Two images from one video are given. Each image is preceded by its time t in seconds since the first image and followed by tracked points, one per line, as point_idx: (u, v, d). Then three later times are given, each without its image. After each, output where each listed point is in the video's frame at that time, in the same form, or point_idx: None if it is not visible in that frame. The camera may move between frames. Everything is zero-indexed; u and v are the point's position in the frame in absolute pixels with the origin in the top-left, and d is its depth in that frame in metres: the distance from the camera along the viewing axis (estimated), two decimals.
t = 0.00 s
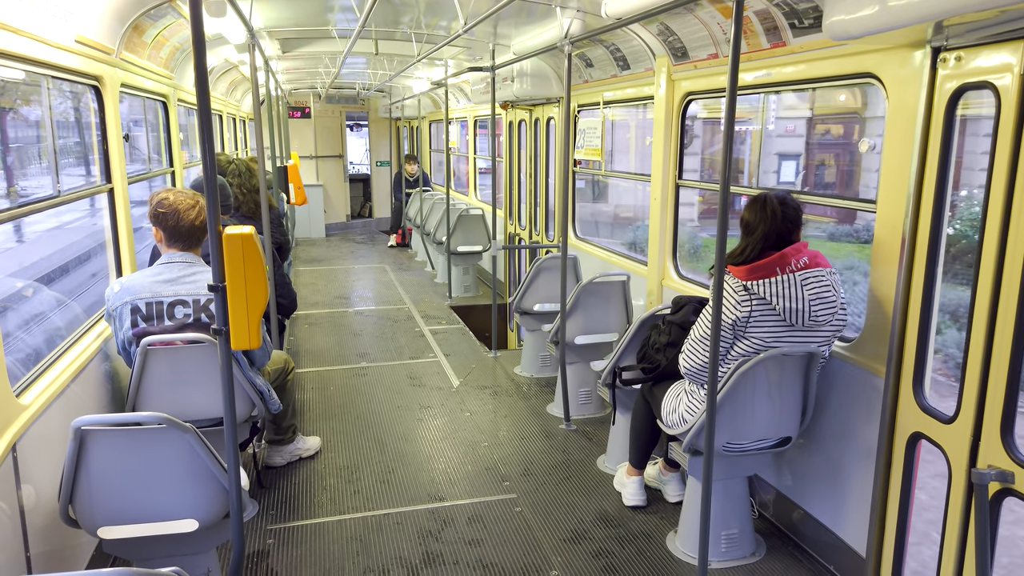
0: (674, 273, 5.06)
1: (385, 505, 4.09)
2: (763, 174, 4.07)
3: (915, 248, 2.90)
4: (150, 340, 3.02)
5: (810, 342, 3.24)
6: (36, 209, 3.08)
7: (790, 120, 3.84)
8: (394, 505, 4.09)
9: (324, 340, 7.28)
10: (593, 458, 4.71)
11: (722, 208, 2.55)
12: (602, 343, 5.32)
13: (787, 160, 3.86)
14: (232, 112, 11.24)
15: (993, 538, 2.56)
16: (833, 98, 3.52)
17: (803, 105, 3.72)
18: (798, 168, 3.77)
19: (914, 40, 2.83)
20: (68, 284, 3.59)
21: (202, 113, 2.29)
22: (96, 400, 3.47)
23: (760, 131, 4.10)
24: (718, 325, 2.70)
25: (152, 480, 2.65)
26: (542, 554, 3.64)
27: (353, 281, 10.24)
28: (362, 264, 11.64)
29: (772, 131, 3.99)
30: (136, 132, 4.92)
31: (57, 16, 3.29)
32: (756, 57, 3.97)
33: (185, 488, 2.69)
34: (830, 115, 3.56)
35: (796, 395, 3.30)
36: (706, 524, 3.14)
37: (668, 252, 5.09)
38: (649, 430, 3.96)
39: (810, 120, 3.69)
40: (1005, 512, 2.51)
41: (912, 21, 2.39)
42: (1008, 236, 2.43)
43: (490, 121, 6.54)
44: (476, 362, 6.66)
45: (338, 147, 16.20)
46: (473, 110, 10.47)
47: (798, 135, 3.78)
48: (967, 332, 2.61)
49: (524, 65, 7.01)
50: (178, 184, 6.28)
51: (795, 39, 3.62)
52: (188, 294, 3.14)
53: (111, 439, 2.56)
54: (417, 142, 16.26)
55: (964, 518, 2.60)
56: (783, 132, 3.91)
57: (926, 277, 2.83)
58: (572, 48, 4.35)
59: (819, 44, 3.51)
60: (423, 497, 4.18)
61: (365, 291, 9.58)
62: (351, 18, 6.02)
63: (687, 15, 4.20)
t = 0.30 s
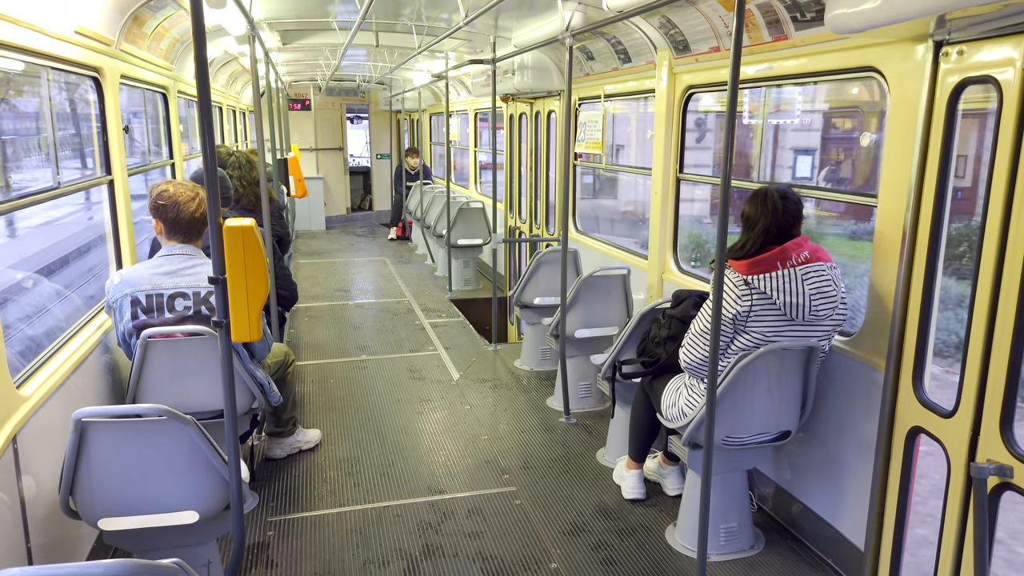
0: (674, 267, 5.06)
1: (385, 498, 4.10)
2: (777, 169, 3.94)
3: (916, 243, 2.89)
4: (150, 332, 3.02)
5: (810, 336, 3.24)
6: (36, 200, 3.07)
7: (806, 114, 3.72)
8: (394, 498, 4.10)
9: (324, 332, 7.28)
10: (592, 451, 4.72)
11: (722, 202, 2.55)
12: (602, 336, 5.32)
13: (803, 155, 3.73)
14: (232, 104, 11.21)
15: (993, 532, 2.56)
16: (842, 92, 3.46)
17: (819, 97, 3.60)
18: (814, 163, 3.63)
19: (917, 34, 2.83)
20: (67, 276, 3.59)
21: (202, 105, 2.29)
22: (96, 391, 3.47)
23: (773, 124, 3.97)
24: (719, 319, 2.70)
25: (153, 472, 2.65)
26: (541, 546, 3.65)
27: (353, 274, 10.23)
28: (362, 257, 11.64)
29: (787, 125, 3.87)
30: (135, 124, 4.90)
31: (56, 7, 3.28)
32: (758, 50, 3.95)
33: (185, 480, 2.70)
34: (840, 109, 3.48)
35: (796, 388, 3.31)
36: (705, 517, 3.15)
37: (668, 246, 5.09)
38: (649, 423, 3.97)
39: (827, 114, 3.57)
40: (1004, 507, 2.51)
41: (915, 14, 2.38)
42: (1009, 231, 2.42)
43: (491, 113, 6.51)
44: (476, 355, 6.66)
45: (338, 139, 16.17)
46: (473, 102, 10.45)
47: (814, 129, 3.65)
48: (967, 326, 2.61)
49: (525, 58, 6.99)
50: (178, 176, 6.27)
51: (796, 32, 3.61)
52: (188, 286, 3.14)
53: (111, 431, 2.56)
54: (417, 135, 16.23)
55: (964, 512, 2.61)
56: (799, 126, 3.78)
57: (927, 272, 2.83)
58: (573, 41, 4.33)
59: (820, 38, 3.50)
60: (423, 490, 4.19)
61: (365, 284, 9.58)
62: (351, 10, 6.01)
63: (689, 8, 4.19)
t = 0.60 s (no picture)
0: (675, 260, 5.05)
1: (385, 490, 4.11)
2: (795, 164, 3.79)
3: (917, 237, 2.89)
4: (151, 325, 3.02)
5: (811, 329, 3.24)
6: (36, 193, 3.07)
7: (813, 108, 3.66)
8: (394, 490, 4.11)
9: (324, 325, 7.28)
10: (592, 444, 4.73)
11: (723, 195, 2.54)
12: (602, 330, 5.33)
13: (821, 150, 3.58)
14: (232, 96, 11.19)
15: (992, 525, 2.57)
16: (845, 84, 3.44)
17: (839, 90, 3.46)
18: (834, 158, 3.50)
19: (919, 27, 2.82)
20: (67, 268, 3.59)
21: (202, 97, 2.28)
22: (96, 384, 3.48)
23: (790, 118, 3.84)
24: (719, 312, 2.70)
25: (154, 464, 2.66)
26: (541, 538, 3.67)
27: (353, 267, 10.22)
28: (362, 250, 11.63)
29: (805, 119, 3.72)
30: (135, 117, 4.89)
31: None
32: (759, 43, 3.94)
33: (186, 472, 2.70)
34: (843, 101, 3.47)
35: (796, 382, 3.31)
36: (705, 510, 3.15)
37: (669, 239, 5.08)
38: (649, 416, 3.97)
39: (845, 107, 3.44)
40: (1003, 500, 2.52)
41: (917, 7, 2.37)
42: (1010, 225, 2.42)
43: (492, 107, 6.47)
44: (476, 348, 6.66)
45: (338, 132, 16.14)
46: (473, 95, 10.42)
47: (828, 123, 3.55)
48: (967, 320, 2.61)
49: (525, 50, 6.97)
50: (178, 169, 6.26)
51: (798, 25, 3.59)
52: (188, 279, 3.14)
53: (112, 423, 2.57)
54: (417, 128, 16.20)
55: (963, 505, 2.61)
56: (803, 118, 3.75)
57: (928, 266, 2.82)
58: (574, 34, 4.32)
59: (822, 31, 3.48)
60: (423, 482, 4.20)
61: (365, 277, 9.58)
62: (351, 2, 5.99)
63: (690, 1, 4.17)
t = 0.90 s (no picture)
0: (675, 254, 5.05)
1: (385, 483, 4.12)
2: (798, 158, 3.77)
3: (917, 232, 2.89)
4: (151, 318, 3.02)
5: (811, 324, 3.24)
6: (36, 185, 3.07)
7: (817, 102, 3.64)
8: (394, 484, 4.12)
9: (324, 319, 7.28)
10: (592, 438, 4.73)
11: (723, 188, 2.53)
12: (602, 324, 5.33)
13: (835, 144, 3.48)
14: (231, 89, 11.16)
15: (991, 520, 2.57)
16: (847, 78, 3.43)
17: (858, 82, 3.35)
18: (857, 153, 3.33)
19: (920, 20, 2.81)
20: (67, 261, 3.58)
21: (202, 89, 2.28)
22: (97, 377, 3.48)
23: (813, 111, 3.68)
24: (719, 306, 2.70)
25: (154, 456, 2.66)
26: (541, 531, 3.67)
27: (353, 261, 10.22)
28: (362, 244, 11.62)
29: (824, 112, 3.60)
30: (135, 109, 4.89)
31: None
32: (760, 36, 3.93)
33: (186, 464, 2.70)
34: (845, 95, 3.45)
35: (796, 376, 3.31)
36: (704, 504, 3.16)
37: (669, 233, 5.08)
38: (649, 410, 3.97)
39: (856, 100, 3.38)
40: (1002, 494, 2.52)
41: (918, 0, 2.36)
42: (1011, 219, 2.42)
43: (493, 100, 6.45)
44: (476, 342, 6.67)
45: (338, 125, 16.11)
46: (474, 88, 10.40)
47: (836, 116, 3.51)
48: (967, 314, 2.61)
49: (526, 44, 6.95)
50: (178, 162, 6.26)
51: (800, 18, 3.57)
52: (188, 273, 3.13)
53: (112, 416, 2.57)
54: (417, 122, 16.18)
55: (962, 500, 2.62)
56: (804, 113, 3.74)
57: (928, 260, 2.82)
58: (574, 27, 4.31)
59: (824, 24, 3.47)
60: (423, 476, 4.21)
61: (365, 271, 9.58)
62: None
63: None
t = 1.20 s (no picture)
0: (675, 248, 5.04)
1: (385, 477, 4.13)
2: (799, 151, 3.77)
3: (917, 225, 2.88)
4: (151, 311, 3.02)
5: (810, 317, 3.24)
6: (36, 178, 3.07)
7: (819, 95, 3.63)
8: (394, 477, 4.13)
9: (325, 312, 7.28)
10: (592, 431, 4.74)
11: (724, 182, 2.53)
12: (603, 317, 5.33)
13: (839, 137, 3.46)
14: (231, 82, 11.13)
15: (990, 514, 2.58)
16: (848, 72, 3.42)
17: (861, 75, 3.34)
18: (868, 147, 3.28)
19: (922, 13, 2.80)
20: (67, 254, 3.58)
21: (201, 82, 2.27)
22: (97, 370, 3.48)
23: (817, 99, 3.65)
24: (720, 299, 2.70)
25: (154, 449, 2.66)
26: (540, 524, 3.68)
27: (353, 254, 10.22)
28: (363, 237, 11.62)
29: (827, 103, 3.58)
30: (134, 102, 4.88)
31: None
32: (761, 30, 3.91)
33: (186, 457, 2.71)
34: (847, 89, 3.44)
35: (795, 370, 3.31)
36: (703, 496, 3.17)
37: (669, 227, 5.07)
38: (649, 404, 3.98)
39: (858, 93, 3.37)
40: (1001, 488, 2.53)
41: None
42: (1012, 213, 2.41)
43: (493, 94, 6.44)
44: (476, 335, 6.67)
45: (338, 118, 16.08)
46: (474, 81, 10.38)
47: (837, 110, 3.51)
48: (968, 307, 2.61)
49: (526, 37, 6.93)
50: (177, 155, 6.24)
51: (801, 11, 3.55)
52: (188, 266, 3.13)
53: (112, 409, 2.57)
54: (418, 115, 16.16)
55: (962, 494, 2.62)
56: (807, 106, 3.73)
57: (929, 254, 2.82)
58: (574, 20, 4.29)
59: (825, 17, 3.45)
60: (423, 469, 4.21)
61: (365, 264, 9.57)
62: None
63: None
